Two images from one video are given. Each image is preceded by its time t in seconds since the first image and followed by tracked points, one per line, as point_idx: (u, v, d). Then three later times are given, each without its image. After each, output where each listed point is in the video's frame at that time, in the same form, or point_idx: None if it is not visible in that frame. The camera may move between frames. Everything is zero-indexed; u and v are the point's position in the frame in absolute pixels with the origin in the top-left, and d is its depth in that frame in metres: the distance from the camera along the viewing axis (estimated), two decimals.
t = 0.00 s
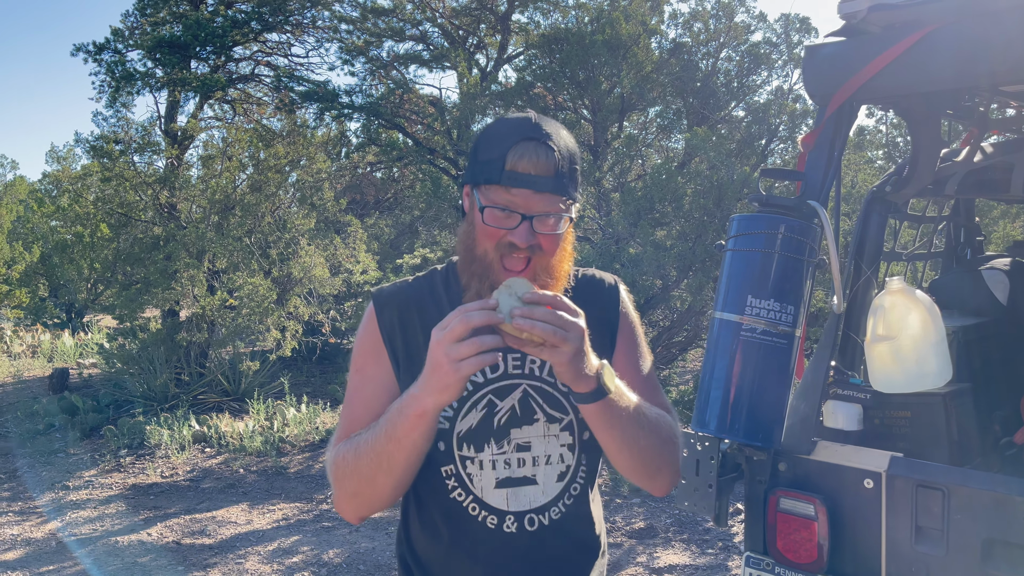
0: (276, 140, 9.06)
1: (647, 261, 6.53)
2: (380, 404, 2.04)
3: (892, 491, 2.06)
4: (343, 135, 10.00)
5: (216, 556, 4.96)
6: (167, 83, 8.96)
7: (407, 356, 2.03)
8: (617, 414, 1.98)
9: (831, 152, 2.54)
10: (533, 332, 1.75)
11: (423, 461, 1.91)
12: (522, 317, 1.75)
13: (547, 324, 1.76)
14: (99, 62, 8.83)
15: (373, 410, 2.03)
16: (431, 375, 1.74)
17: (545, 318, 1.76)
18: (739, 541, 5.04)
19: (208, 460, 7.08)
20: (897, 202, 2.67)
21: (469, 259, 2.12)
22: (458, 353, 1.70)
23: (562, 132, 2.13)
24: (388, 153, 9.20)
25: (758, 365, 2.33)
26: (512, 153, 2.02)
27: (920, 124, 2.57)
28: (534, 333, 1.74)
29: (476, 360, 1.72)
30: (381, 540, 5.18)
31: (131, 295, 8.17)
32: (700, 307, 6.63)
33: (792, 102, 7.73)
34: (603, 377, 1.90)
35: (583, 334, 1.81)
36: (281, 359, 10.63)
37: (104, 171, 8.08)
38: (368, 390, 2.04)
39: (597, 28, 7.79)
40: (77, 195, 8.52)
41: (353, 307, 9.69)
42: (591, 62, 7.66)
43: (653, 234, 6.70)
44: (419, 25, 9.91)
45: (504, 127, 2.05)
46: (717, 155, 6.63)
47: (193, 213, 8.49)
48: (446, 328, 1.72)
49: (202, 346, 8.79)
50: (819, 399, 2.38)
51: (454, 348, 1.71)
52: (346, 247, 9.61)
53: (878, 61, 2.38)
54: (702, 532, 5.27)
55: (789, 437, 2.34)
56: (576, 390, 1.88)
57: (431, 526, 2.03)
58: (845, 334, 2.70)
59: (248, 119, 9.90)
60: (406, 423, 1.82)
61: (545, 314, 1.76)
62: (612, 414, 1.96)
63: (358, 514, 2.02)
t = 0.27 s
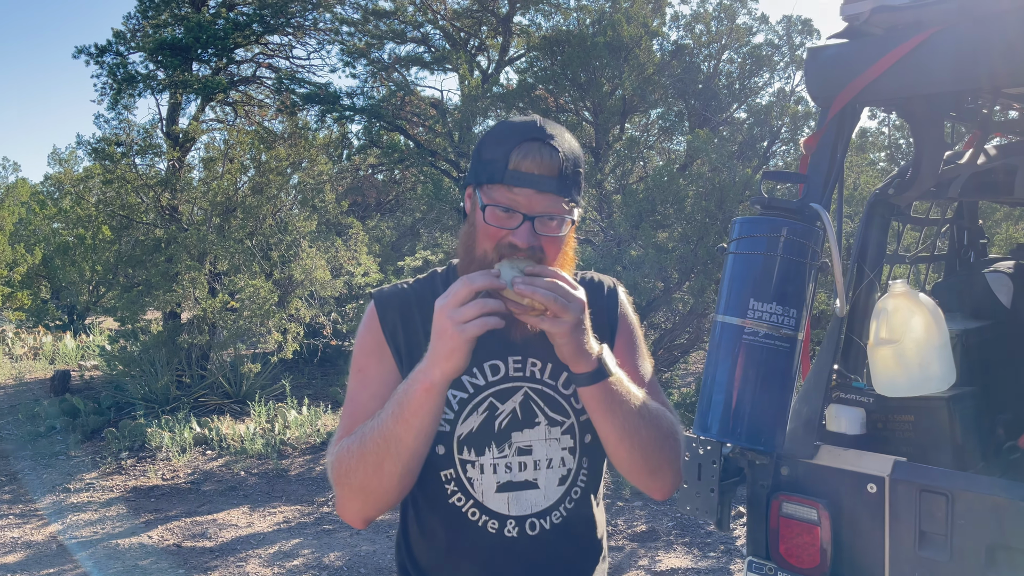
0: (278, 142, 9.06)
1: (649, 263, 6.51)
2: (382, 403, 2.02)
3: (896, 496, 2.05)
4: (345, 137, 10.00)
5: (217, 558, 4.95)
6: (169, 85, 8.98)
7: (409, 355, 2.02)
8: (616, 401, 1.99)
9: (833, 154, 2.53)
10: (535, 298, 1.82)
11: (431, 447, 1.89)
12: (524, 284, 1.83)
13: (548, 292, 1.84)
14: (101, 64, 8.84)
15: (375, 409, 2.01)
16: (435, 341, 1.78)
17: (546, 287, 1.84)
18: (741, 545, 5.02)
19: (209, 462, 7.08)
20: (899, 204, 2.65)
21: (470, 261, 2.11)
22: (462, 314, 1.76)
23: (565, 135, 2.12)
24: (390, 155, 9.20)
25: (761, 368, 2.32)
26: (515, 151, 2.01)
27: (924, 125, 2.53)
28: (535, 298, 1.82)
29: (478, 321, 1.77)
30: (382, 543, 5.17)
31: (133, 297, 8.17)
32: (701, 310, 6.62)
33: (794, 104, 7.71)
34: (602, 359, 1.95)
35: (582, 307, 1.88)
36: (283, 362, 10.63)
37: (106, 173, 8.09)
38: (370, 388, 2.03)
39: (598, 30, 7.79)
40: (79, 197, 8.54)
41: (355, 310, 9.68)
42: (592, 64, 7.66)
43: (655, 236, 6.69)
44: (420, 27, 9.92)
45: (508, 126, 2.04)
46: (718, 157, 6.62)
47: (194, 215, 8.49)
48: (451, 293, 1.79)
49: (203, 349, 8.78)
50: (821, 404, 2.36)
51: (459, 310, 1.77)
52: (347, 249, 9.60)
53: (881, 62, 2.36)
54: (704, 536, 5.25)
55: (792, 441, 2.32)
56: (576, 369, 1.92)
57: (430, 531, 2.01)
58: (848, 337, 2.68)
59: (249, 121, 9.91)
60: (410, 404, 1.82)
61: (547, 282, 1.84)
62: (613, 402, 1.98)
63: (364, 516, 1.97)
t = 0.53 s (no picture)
0: (279, 145, 9.06)
1: (650, 266, 6.51)
2: (382, 406, 2.02)
3: (895, 501, 2.04)
4: (346, 140, 10.02)
5: (216, 562, 4.95)
6: (171, 88, 9.00)
7: (411, 357, 2.03)
8: (617, 406, 1.98)
9: (834, 159, 2.53)
10: (538, 298, 1.81)
11: (434, 446, 1.88)
12: (527, 284, 1.83)
13: (551, 292, 1.83)
14: (103, 67, 8.86)
15: (376, 411, 2.01)
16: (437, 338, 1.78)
17: (549, 287, 1.84)
18: (742, 548, 5.01)
19: (209, 465, 7.08)
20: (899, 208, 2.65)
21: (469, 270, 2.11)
22: (465, 311, 1.77)
23: (565, 142, 2.11)
24: (391, 158, 9.21)
25: (761, 371, 2.32)
26: (515, 162, 2.01)
27: (925, 129, 2.53)
28: (539, 298, 1.81)
29: (480, 316, 1.77)
30: (382, 546, 5.17)
31: (134, 300, 8.20)
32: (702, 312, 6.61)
33: (795, 107, 7.71)
34: (603, 363, 1.95)
35: (585, 308, 1.87)
36: (284, 364, 10.63)
37: (108, 175, 8.11)
38: (371, 390, 2.03)
39: (599, 33, 7.79)
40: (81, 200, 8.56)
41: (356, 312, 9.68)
42: (593, 67, 7.67)
43: (655, 239, 6.69)
44: (421, 30, 9.94)
45: (507, 137, 2.03)
46: (719, 160, 6.62)
47: (195, 218, 8.50)
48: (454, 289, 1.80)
49: (204, 352, 8.79)
50: (822, 408, 2.36)
51: (461, 307, 1.78)
52: (348, 252, 9.60)
53: (881, 66, 2.36)
54: (705, 539, 5.24)
55: (792, 445, 2.32)
56: (577, 372, 1.92)
57: (428, 535, 2.00)
58: (848, 341, 2.67)
59: (251, 124, 9.93)
60: (412, 403, 1.82)
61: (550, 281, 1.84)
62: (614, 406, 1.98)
63: (365, 519, 1.96)
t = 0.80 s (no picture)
0: (280, 147, 9.08)
1: (650, 269, 6.51)
2: (377, 410, 2.02)
3: (891, 505, 2.04)
4: (347, 143, 10.04)
5: (215, 565, 4.95)
6: (171, 91, 9.03)
7: (406, 362, 2.04)
8: (615, 412, 1.99)
9: (829, 164, 2.54)
10: (535, 305, 1.82)
11: (428, 453, 1.89)
12: (524, 290, 1.83)
13: (548, 299, 1.84)
14: (103, 70, 8.88)
15: (370, 416, 2.02)
16: (434, 347, 1.79)
17: (546, 294, 1.85)
18: (741, 552, 5.01)
19: (209, 468, 7.08)
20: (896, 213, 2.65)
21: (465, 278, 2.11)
22: (461, 318, 1.78)
23: (561, 151, 2.13)
24: (391, 161, 9.23)
25: (757, 375, 2.32)
26: (512, 174, 2.02)
27: (920, 134, 2.55)
28: (536, 305, 1.82)
29: (477, 324, 1.77)
30: (381, 549, 5.17)
31: (134, 303, 8.21)
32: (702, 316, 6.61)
33: (794, 110, 7.72)
34: (600, 369, 1.96)
35: (582, 316, 1.88)
36: (284, 367, 10.64)
37: (108, 178, 8.13)
38: (365, 394, 2.03)
39: (599, 37, 7.81)
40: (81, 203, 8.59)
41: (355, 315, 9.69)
42: (593, 70, 7.68)
43: (655, 242, 6.70)
44: (421, 33, 9.96)
45: (503, 149, 2.04)
46: (718, 164, 6.63)
47: (195, 220, 8.52)
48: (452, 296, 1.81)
49: (203, 354, 8.80)
50: (818, 412, 2.36)
51: (458, 314, 1.78)
52: (348, 254, 9.60)
53: (877, 70, 2.38)
54: (704, 543, 5.24)
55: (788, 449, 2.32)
56: (574, 380, 1.92)
57: (423, 539, 2.01)
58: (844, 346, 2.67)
59: (251, 127, 9.95)
60: (408, 411, 1.83)
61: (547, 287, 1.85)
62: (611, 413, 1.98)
63: (357, 526, 1.96)
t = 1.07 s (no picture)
0: (279, 151, 9.11)
1: (648, 272, 6.52)
2: (369, 415, 2.03)
3: (886, 508, 2.04)
4: (346, 146, 10.07)
5: (213, 567, 4.95)
6: (171, 94, 9.05)
7: (398, 368, 2.04)
8: (609, 429, 1.99)
9: (825, 163, 2.52)
10: (533, 332, 1.77)
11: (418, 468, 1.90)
12: (522, 315, 1.78)
13: (546, 326, 1.79)
14: (103, 73, 8.90)
15: (362, 421, 2.02)
16: (427, 363, 1.77)
17: (545, 320, 1.79)
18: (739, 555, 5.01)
19: (207, 471, 7.09)
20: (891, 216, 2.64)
21: (462, 283, 2.11)
22: (454, 338, 1.74)
23: (555, 154, 2.14)
24: (390, 163, 9.24)
25: (751, 380, 2.32)
26: (507, 179, 2.02)
27: (916, 138, 2.54)
28: (532, 332, 1.77)
29: (470, 346, 1.73)
30: (378, 552, 5.17)
31: (133, 305, 8.22)
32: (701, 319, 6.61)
33: (793, 114, 7.73)
34: (596, 390, 1.93)
35: (581, 342, 1.83)
36: (283, 370, 10.65)
37: (108, 181, 8.15)
38: (357, 399, 2.04)
39: (598, 40, 7.82)
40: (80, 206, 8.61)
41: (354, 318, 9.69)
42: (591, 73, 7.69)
43: (654, 245, 6.70)
44: (421, 36, 9.99)
45: (497, 154, 2.04)
46: (717, 167, 6.63)
47: (195, 223, 8.53)
48: (449, 312, 1.77)
49: (202, 357, 8.81)
50: (813, 415, 2.36)
51: (452, 334, 1.75)
52: (348, 257, 9.61)
53: (872, 73, 2.38)
54: (702, 546, 5.24)
55: (784, 452, 2.32)
56: (569, 401, 1.90)
57: (416, 544, 2.01)
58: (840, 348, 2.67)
59: (251, 130, 9.98)
60: (398, 424, 1.82)
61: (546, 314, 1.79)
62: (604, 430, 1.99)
63: (347, 533, 1.98)
